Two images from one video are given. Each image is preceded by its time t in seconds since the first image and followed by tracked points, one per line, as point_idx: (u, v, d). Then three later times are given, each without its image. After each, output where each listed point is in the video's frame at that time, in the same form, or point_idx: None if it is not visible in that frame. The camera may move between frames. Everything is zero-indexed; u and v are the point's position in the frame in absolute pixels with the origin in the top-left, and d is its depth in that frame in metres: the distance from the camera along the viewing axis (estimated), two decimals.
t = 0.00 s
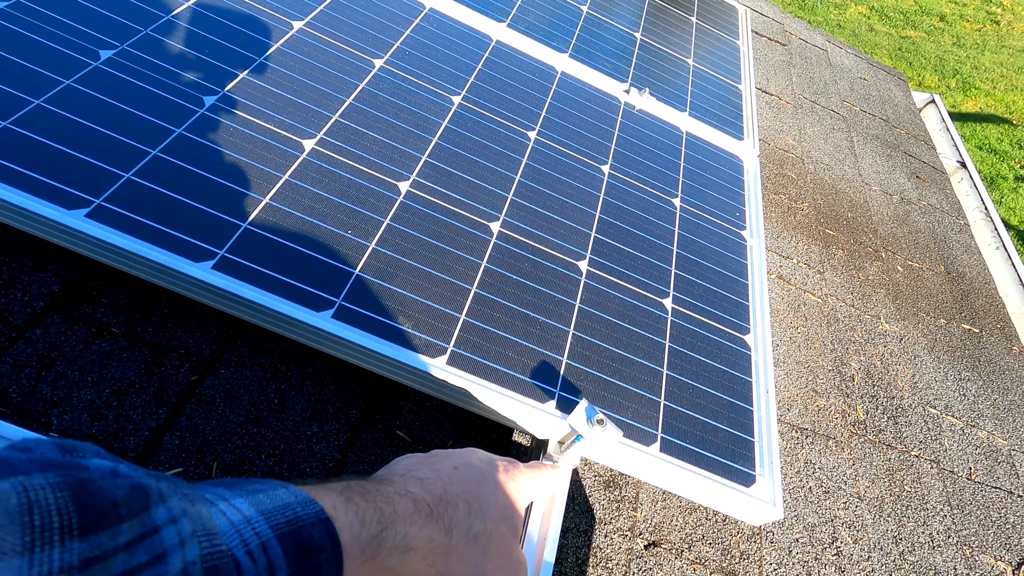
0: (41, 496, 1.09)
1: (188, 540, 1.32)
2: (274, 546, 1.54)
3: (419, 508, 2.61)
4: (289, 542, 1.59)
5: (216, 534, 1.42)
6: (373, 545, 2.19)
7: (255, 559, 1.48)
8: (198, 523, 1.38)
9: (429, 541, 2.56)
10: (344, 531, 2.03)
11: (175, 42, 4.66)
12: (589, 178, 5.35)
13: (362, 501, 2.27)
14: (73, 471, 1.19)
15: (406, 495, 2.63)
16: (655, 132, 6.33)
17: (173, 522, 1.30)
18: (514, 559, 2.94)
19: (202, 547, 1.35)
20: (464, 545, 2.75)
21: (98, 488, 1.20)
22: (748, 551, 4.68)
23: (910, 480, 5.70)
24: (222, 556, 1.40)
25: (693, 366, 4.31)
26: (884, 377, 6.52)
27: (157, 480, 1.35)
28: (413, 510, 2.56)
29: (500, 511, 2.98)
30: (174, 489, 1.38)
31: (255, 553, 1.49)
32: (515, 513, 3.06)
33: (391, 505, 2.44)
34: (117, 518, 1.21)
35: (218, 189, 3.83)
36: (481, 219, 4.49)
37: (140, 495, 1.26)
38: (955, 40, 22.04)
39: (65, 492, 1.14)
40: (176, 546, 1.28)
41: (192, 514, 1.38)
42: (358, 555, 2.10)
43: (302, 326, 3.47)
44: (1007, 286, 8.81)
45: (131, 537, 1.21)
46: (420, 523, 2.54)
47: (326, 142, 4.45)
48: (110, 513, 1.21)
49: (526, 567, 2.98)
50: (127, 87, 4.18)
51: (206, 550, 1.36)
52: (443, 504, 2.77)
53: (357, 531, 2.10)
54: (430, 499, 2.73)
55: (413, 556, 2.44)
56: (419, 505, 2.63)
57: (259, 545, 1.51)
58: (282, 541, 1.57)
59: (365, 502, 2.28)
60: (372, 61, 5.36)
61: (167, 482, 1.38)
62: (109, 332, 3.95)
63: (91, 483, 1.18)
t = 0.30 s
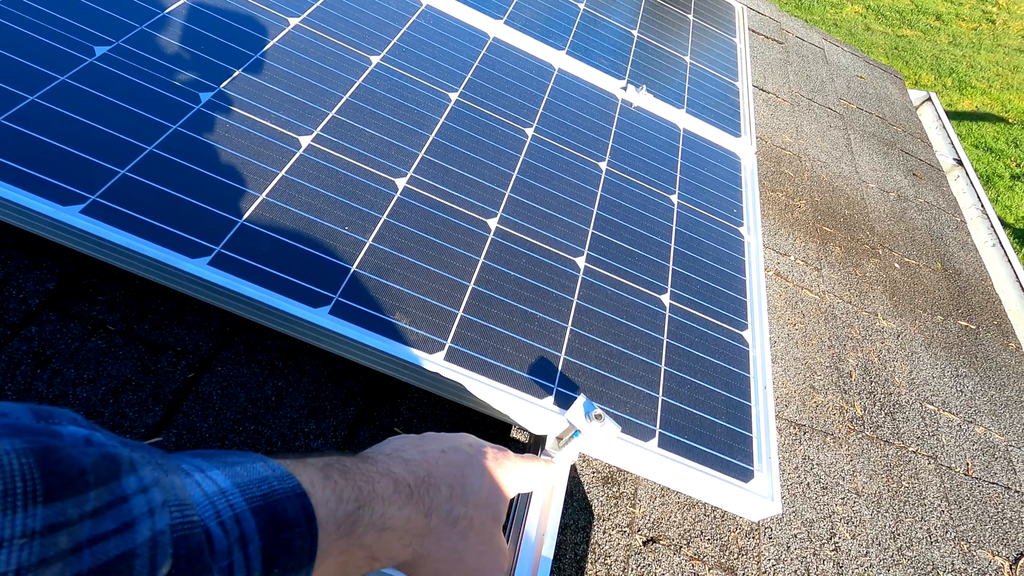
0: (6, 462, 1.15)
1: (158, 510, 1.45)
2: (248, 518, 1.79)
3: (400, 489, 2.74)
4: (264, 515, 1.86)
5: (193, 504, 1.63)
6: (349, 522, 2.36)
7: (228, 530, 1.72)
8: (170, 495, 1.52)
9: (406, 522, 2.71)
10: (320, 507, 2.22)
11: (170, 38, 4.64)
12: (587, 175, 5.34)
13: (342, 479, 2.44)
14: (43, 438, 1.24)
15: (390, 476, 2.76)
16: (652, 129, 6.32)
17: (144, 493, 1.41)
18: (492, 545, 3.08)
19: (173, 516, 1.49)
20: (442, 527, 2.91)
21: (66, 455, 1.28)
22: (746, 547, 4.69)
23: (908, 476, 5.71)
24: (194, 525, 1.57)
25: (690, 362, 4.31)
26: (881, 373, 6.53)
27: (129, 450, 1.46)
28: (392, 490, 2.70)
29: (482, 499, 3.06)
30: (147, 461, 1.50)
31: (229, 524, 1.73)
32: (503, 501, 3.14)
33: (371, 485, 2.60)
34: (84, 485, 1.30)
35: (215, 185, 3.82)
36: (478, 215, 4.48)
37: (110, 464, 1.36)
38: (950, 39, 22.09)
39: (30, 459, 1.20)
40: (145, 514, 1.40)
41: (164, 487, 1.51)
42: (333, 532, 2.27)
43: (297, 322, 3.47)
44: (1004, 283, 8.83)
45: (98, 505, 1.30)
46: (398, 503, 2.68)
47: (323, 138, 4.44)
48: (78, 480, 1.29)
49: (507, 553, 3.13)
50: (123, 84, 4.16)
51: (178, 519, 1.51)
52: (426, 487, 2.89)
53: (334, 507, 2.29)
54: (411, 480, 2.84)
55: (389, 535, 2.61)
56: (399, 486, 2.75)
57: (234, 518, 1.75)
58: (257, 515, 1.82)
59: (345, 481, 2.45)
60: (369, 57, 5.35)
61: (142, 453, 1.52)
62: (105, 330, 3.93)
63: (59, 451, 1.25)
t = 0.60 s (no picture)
0: None
1: (140, 494, 1.48)
2: (230, 505, 1.78)
3: (385, 479, 2.71)
4: (246, 501, 1.83)
5: (173, 489, 1.63)
6: (333, 510, 2.32)
7: (210, 515, 1.71)
8: (152, 479, 1.55)
9: (390, 513, 2.67)
10: (304, 494, 2.18)
11: (160, 33, 4.59)
12: (583, 170, 5.31)
13: (326, 468, 2.40)
14: (23, 421, 1.31)
15: (375, 464, 2.73)
16: (648, 125, 6.30)
17: (126, 476, 1.45)
18: (478, 535, 3.08)
19: (154, 500, 1.52)
20: (426, 518, 2.88)
21: (47, 438, 1.33)
22: (745, 543, 4.67)
23: (905, 470, 5.71)
24: (176, 510, 1.59)
25: (687, 357, 4.29)
26: (878, 368, 6.53)
27: (110, 434, 1.49)
28: (378, 479, 2.66)
29: (467, 490, 3.05)
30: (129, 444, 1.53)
31: (211, 509, 1.72)
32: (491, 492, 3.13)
33: (356, 474, 2.55)
34: (64, 468, 1.34)
35: (206, 181, 3.77)
36: (474, 211, 4.44)
37: (90, 447, 1.40)
38: (944, 36, 22.15)
39: (8, 441, 1.26)
40: (126, 498, 1.43)
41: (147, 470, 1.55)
42: (316, 520, 2.23)
43: (289, 317, 3.43)
44: (999, 278, 8.85)
45: (78, 488, 1.34)
46: (383, 493, 2.65)
47: (317, 134, 4.40)
48: (58, 463, 1.33)
49: (492, 542, 3.15)
50: (112, 79, 4.11)
51: (160, 503, 1.54)
52: (411, 477, 2.86)
53: (318, 495, 2.26)
54: (397, 471, 2.80)
55: (372, 525, 2.56)
56: (385, 476, 2.72)
57: (215, 503, 1.74)
58: (239, 501, 1.81)
59: (329, 469, 2.41)
60: (362, 53, 5.30)
61: (125, 437, 1.55)
62: (96, 329, 3.88)
63: (38, 433, 1.31)
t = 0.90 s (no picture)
0: None
1: (143, 495, 1.53)
2: (230, 504, 1.84)
3: (379, 480, 2.72)
4: (245, 501, 1.89)
5: (175, 489, 1.69)
6: (329, 510, 2.35)
7: (210, 515, 1.77)
8: (155, 479, 1.60)
9: (384, 514, 2.69)
10: (300, 494, 2.22)
11: (152, 34, 4.60)
12: (575, 169, 5.35)
13: (323, 468, 2.43)
14: (33, 422, 1.32)
15: (371, 465, 2.75)
16: (640, 124, 6.33)
17: (130, 478, 1.50)
18: (466, 538, 3.12)
19: (158, 501, 1.58)
20: (418, 520, 2.90)
21: (55, 440, 1.36)
22: (738, 538, 4.72)
23: (897, 465, 5.77)
24: (177, 510, 1.64)
25: (679, 354, 4.32)
26: (870, 364, 6.58)
27: (115, 434, 1.53)
28: (373, 480, 2.68)
29: (460, 492, 3.09)
30: (133, 445, 1.58)
31: (211, 509, 1.78)
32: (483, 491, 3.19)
33: (352, 474, 2.58)
34: (73, 469, 1.38)
35: (199, 182, 3.79)
36: (467, 210, 4.47)
37: (97, 448, 1.43)
38: (936, 34, 22.26)
39: (22, 444, 1.28)
40: (131, 499, 1.48)
41: (150, 472, 1.60)
42: (313, 518, 2.28)
43: (284, 318, 3.46)
44: (990, 274, 8.92)
45: (86, 490, 1.38)
46: (378, 494, 2.67)
47: (310, 134, 4.42)
48: (67, 464, 1.37)
49: (479, 547, 3.19)
50: (105, 81, 4.13)
51: (162, 504, 1.60)
52: (406, 479, 2.87)
53: (315, 494, 2.29)
54: (392, 472, 2.81)
55: (366, 526, 2.58)
56: (380, 477, 2.74)
57: (216, 503, 1.80)
58: (238, 501, 1.87)
59: (326, 470, 2.44)
60: (355, 53, 5.33)
61: (128, 437, 1.59)
62: (90, 329, 3.90)
63: (48, 437, 1.33)
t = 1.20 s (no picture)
0: None
1: (130, 478, 1.56)
2: (217, 488, 1.84)
3: (369, 468, 2.72)
4: (233, 485, 1.89)
5: (163, 472, 1.69)
6: (316, 497, 2.35)
7: (197, 498, 1.76)
8: (142, 462, 1.61)
9: (371, 502, 2.69)
10: (288, 479, 2.22)
11: (146, 27, 4.59)
12: (571, 163, 5.35)
13: (312, 454, 2.42)
14: (21, 403, 1.34)
15: (360, 452, 2.74)
16: (636, 118, 6.34)
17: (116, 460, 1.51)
18: (451, 528, 3.14)
19: (144, 484, 1.59)
20: (405, 510, 2.90)
21: (41, 421, 1.37)
22: (734, 529, 4.73)
23: (892, 457, 5.78)
24: (164, 493, 1.65)
25: (675, 345, 4.33)
26: (866, 358, 6.60)
27: (102, 416, 1.54)
28: (363, 468, 2.68)
29: (450, 484, 3.08)
30: (119, 428, 1.59)
31: (198, 492, 1.77)
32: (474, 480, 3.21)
33: (341, 462, 2.57)
34: (60, 450, 1.39)
35: (193, 173, 3.79)
36: (463, 203, 4.47)
37: (83, 430, 1.45)
38: (932, 33, 22.32)
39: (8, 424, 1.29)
40: (117, 482, 1.51)
41: (136, 454, 1.61)
42: (301, 505, 2.29)
43: (280, 309, 3.46)
44: (986, 269, 8.95)
45: (73, 471, 1.40)
46: (366, 483, 2.67)
47: (305, 127, 4.41)
48: (54, 445, 1.38)
49: (465, 536, 3.21)
50: (99, 74, 4.12)
51: (149, 486, 1.61)
52: (395, 468, 2.87)
53: (303, 481, 2.29)
54: (382, 460, 2.82)
55: (353, 514, 2.58)
56: (369, 465, 2.73)
57: (203, 487, 1.80)
58: (227, 485, 1.87)
59: (316, 456, 2.43)
60: (351, 47, 5.33)
61: (116, 420, 1.60)
62: (86, 322, 3.89)
63: (35, 417, 1.35)
